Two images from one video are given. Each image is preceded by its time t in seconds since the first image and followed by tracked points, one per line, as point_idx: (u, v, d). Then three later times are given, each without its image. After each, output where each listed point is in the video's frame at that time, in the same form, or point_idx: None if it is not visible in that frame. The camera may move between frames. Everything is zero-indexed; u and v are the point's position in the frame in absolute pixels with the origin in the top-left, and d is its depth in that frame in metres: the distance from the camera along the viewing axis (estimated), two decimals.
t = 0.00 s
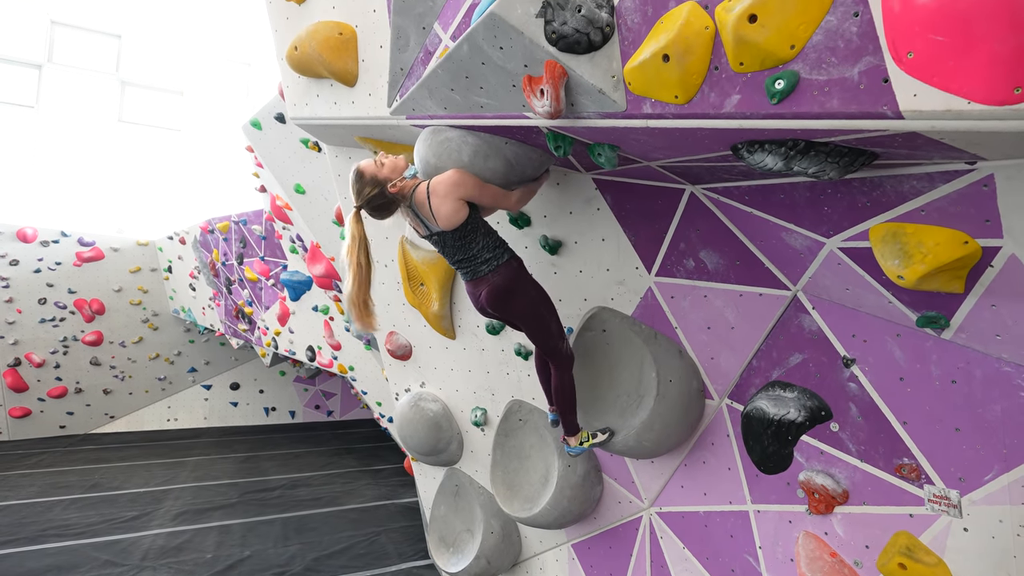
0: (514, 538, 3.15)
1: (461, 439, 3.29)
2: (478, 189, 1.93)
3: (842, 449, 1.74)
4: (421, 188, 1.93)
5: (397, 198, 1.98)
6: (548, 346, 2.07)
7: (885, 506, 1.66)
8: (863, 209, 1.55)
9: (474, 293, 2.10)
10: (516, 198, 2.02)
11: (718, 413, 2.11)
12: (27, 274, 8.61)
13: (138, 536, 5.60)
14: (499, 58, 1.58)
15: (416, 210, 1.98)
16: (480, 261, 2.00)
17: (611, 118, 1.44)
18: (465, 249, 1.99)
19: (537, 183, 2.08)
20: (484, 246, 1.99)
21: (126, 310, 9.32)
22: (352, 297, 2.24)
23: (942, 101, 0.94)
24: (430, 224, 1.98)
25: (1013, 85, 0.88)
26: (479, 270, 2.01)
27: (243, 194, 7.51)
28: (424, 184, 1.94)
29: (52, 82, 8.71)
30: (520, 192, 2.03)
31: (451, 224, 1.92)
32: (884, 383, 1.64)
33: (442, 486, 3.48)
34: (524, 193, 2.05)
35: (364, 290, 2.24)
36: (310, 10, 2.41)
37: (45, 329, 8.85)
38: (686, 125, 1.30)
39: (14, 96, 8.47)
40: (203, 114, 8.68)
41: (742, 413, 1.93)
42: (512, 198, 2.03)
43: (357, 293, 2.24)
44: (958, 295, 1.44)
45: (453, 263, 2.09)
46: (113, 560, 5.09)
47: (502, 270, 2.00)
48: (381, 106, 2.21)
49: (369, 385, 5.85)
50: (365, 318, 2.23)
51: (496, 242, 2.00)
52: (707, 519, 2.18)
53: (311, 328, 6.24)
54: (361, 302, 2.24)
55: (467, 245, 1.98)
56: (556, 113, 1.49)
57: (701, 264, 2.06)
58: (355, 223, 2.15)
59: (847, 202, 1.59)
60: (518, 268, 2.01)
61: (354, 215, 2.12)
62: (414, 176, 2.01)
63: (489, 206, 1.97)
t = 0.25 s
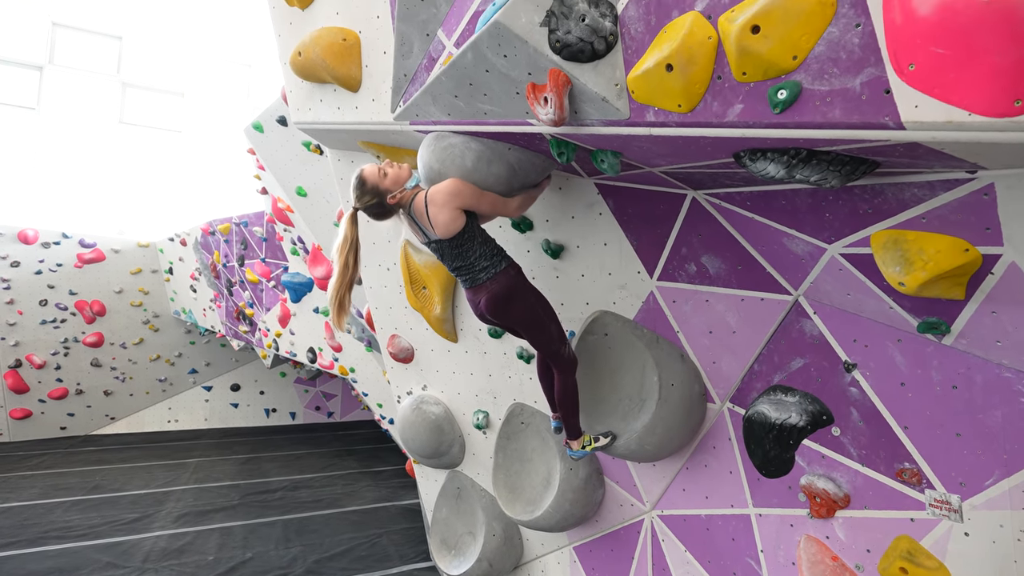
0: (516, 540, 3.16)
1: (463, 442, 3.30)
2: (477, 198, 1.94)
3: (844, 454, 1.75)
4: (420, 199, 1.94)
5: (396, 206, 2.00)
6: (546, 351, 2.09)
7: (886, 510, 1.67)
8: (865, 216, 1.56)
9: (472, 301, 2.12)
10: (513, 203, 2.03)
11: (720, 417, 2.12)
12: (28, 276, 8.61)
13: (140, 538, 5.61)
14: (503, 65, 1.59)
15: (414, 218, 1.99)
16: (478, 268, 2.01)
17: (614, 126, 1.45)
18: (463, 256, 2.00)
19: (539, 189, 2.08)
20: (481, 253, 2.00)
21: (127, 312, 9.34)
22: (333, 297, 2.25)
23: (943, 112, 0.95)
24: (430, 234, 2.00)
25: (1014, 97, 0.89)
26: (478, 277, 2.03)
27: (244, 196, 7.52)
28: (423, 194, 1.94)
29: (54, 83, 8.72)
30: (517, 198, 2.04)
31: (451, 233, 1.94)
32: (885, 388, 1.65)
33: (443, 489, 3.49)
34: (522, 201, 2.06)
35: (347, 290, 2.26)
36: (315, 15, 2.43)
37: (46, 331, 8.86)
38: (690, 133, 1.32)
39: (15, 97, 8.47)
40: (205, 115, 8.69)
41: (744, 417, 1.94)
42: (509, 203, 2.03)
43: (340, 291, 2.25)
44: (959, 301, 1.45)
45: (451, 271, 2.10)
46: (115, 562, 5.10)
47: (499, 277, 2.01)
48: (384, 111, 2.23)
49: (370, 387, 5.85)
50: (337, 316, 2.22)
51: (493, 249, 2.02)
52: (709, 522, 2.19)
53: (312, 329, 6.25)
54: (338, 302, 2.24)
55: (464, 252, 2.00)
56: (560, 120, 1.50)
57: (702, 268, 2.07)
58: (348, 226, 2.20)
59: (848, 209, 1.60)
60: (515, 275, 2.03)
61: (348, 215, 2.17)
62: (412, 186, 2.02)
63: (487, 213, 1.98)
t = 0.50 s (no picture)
0: (517, 542, 3.18)
1: (465, 444, 3.31)
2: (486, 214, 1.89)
3: (843, 457, 1.76)
4: (431, 215, 1.92)
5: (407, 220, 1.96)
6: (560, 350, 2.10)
7: (885, 513, 1.68)
8: (865, 222, 1.57)
9: (484, 311, 2.12)
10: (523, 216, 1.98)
11: (720, 420, 2.13)
12: (30, 277, 8.63)
13: (141, 539, 5.62)
14: (506, 73, 1.61)
15: (424, 233, 1.98)
16: (490, 279, 2.02)
17: (616, 133, 1.47)
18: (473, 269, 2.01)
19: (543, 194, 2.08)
20: (492, 265, 2.01)
21: (128, 313, 9.34)
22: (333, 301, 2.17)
23: (941, 123, 0.97)
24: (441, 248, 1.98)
25: (1011, 109, 0.90)
26: (490, 288, 2.03)
27: (246, 198, 7.53)
28: (434, 211, 1.92)
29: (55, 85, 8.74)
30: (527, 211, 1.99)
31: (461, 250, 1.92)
32: (885, 392, 1.66)
33: (445, 491, 3.50)
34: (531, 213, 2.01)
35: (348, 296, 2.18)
36: (319, 20, 2.45)
37: (48, 332, 8.87)
38: (691, 141, 1.33)
39: (16, 99, 8.49)
40: (206, 117, 8.71)
41: (745, 421, 1.96)
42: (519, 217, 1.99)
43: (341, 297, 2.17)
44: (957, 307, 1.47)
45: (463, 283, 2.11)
46: (117, 563, 5.11)
47: (511, 286, 2.02)
48: (388, 116, 2.25)
49: (371, 389, 5.87)
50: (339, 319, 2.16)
51: (503, 260, 2.02)
52: (709, 525, 2.20)
53: (313, 331, 6.26)
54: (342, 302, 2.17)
55: (475, 266, 2.00)
56: (562, 127, 1.52)
57: (703, 272, 2.08)
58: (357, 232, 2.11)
59: (848, 215, 1.61)
60: (527, 283, 2.04)
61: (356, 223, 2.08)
62: (425, 202, 1.97)
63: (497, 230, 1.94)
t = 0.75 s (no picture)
0: (518, 542, 3.20)
1: (466, 445, 3.32)
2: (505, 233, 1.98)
3: (842, 458, 1.78)
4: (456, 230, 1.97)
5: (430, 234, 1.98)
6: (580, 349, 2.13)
7: (884, 514, 1.70)
8: (862, 226, 1.59)
9: (507, 315, 2.15)
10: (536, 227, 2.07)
11: (720, 421, 2.15)
12: (31, 278, 8.62)
13: (143, 540, 5.64)
14: (509, 79, 1.63)
15: (447, 245, 2.02)
16: (514, 284, 2.04)
17: (618, 138, 1.50)
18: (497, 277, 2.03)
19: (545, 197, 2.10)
20: (517, 270, 2.03)
21: (129, 314, 9.34)
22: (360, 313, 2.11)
23: (937, 130, 0.99)
24: (461, 260, 2.03)
25: (1006, 117, 0.93)
26: (514, 293, 2.06)
27: (247, 199, 7.54)
28: (458, 226, 1.98)
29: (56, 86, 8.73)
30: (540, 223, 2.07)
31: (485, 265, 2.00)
32: (883, 393, 1.68)
33: (446, 491, 3.52)
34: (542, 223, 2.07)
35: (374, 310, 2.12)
36: (323, 24, 2.48)
37: (49, 333, 8.88)
38: (692, 146, 1.35)
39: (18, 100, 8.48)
40: (207, 118, 8.72)
41: (745, 422, 1.98)
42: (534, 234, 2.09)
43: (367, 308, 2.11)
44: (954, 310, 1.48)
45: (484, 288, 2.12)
46: (119, 564, 5.13)
47: (536, 289, 2.05)
48: (390, 120, 2.27)
49: (372, 389, 5.89)
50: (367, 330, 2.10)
51: (527, 265, 2.05)
52: (710, 525, 2.22)
53: (314, 332, 6.28)
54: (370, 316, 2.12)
55: (499, 274, 2.03)
56: (564, 132, 1.55)
57: (703, 275, 2.10)
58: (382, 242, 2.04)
59: (847, 219, 1.63)
60: (551, 286, 2.08)
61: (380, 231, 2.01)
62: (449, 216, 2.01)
63: (517, 245, 2.03)
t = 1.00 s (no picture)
0: (520, 542, 3.22)
1: (468, 446, 3.34)
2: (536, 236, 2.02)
3: (841, 458, 1.80)
4: (488, 233, 1.99)
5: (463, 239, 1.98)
6: (596, 348, 2.16)
7: (882, 513, 1.72)
8: (860, 229, 1.62)
9: (528, 311, 2.19)
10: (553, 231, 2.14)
11: (720, 421, 2.17)
12: (33, 279, 8.65)
13: (146, 540, 5.66)
14: (512, 84, 1.67)
15: (478, 250, 2.03)
16: (542, 283, 2.09)
17: (620, 143, 1.53)
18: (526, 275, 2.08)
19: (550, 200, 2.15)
20: (545, 270, 2.09)
21: (131, 315, 9.36)
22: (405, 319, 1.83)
23: (932, 138, 1.02)
24: (491, 262, 2.04)
25: (998, 125, 0.96)
26: (540, 289, 2.10)
27: (249, 201, 7.57)
28: (491, 230, 1.99)
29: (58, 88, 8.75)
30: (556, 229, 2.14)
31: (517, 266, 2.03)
32: (881, 394, 1.70)
33: (448, 492, 3.53)
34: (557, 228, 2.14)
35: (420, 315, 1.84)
36: (327, 28, 2.53)
37: (50, 334, 8.90)
38: (693, 151, 1.38)
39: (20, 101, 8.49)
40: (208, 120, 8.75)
41: (745, 422, 2.01)
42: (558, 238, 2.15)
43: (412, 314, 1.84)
44: (952, 313, 1.51)
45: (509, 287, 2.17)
46: (122, 564, 5.15)
47: (561, 288, 2.10)
48: (394, 124, 2.33)
49: (373, 390, 5.92)
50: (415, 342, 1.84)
51: (555, 265, 2.11)
52: (710, 525, 2.24)
53: (315, 333, 6.30)
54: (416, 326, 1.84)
55: (529, 274, 2.08)
56: (567, 137, 1.57)
57: (704, 277, 2.13)
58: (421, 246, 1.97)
59: (845, 222, 1.65)
60: (575, 285, 2.13)
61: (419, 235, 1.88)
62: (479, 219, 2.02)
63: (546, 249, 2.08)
